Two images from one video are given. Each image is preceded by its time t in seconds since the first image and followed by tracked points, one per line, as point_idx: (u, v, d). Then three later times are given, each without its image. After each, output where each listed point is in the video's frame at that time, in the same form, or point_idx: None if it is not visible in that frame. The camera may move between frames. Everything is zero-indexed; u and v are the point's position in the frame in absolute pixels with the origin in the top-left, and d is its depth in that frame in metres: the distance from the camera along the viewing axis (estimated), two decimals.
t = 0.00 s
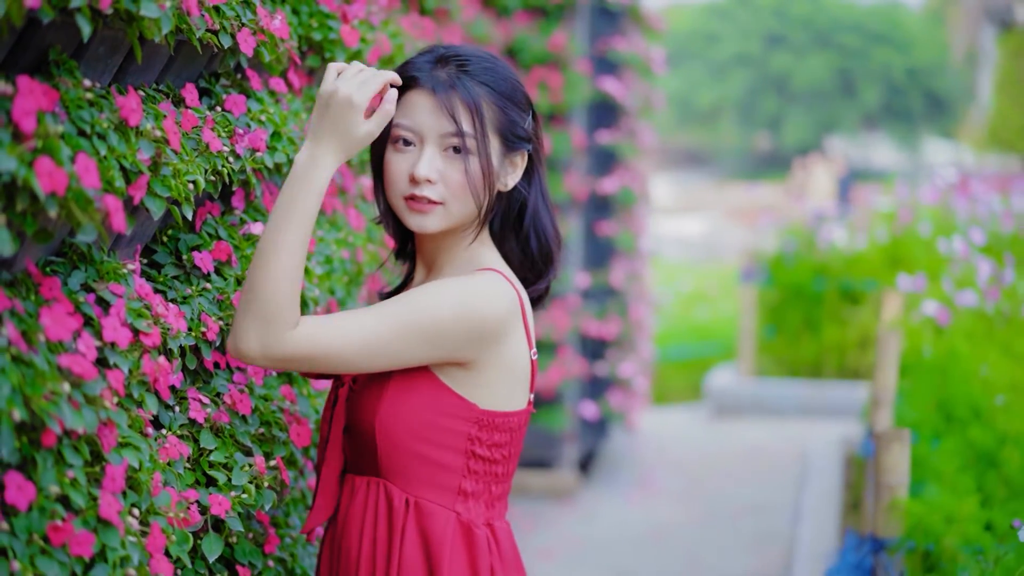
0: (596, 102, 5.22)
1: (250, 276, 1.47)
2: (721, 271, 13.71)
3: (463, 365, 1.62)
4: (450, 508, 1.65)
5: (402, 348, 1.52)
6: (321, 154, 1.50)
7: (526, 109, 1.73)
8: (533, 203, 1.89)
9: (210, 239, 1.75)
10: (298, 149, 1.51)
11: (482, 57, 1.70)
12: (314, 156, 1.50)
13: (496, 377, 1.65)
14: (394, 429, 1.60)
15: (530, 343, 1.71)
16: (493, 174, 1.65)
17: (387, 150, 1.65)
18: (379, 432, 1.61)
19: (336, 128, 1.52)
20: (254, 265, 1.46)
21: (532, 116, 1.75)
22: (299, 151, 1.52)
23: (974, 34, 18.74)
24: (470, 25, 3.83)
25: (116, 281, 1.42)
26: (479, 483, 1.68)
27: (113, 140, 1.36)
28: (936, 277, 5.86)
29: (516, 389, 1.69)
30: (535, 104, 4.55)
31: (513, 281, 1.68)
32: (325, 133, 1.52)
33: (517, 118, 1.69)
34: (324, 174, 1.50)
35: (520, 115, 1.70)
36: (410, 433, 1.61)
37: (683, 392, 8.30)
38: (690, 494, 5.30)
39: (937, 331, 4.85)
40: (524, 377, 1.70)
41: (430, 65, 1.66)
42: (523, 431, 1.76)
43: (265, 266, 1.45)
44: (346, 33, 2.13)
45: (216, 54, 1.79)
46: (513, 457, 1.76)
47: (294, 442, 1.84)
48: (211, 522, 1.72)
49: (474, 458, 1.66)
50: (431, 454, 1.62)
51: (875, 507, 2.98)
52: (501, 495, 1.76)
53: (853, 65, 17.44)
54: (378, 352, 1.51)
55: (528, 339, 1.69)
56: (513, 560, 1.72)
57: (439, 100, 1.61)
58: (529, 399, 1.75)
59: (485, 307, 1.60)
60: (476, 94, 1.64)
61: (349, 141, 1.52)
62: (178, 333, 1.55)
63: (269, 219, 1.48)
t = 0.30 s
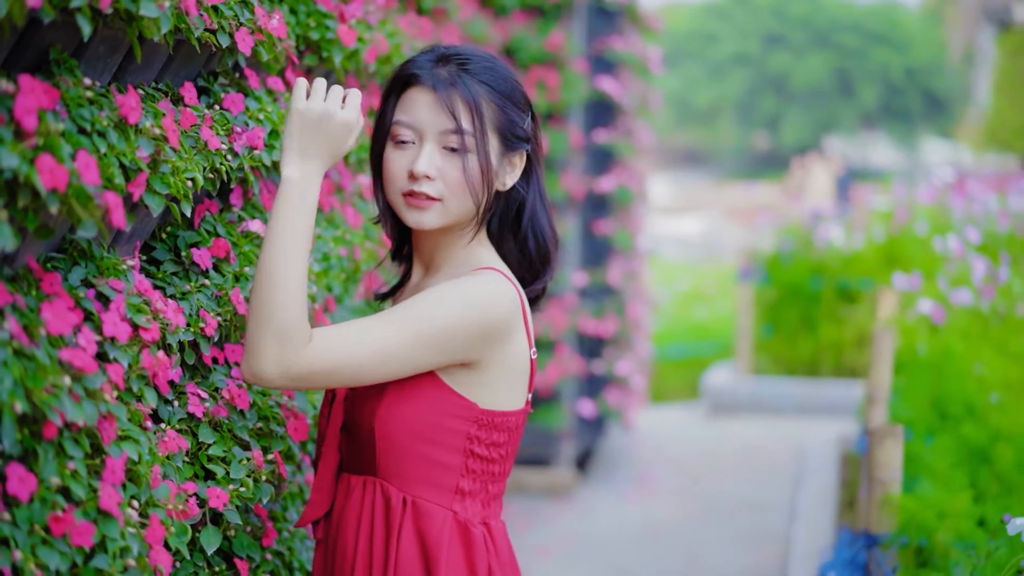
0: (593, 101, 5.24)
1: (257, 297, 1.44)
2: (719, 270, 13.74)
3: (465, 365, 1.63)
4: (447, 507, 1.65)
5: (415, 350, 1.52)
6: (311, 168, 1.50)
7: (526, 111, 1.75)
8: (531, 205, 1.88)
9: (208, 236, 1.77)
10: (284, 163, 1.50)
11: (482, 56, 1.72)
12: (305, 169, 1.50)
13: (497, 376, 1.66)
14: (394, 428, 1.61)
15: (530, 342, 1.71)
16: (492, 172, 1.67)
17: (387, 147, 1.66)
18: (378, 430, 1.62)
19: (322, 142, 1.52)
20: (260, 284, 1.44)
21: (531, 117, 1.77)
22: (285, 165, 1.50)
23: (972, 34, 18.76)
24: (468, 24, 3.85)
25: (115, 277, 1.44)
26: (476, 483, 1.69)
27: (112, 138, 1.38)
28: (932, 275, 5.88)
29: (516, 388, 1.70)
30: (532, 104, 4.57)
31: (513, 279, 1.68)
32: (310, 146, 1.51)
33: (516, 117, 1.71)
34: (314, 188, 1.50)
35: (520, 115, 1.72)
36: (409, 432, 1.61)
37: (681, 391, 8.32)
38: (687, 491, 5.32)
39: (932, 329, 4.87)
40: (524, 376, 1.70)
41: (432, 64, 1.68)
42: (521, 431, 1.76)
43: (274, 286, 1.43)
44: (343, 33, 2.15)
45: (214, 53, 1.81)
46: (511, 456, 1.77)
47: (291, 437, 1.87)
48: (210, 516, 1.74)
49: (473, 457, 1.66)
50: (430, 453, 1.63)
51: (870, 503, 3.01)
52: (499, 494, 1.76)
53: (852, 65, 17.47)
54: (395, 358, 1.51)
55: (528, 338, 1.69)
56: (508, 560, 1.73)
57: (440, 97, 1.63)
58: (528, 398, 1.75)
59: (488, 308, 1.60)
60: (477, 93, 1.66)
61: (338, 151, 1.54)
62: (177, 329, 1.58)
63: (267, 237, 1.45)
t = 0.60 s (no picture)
0: (591, 100, 5.26)
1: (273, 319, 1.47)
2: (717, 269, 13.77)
3: (470, 362, 1.64)
4: (448, 502, 1.66)
5: (426, 355, 1.54)
6: (326, 190, 1.53)
7: (525, 107, 1.76)
8: (529, 201, 1.90)
9: (207, 232, 1.79)
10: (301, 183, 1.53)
11: (483, 52, 1.74)
12: (322, 191, 1.53)
13: (499, 372, 1.68)
14: (396, 422, 1.63)
15: (530, 337, 1.73)
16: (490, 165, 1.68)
17: (387, 139, 1.69)
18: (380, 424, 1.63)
19: (340, 166, 1.55)
20: (277, 306, 1.47)
21: (531, 115, 1.78)
22: (302, 185, 1.53)
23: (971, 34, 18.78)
24: (466, 23, 3.87)
25: (115, 272, 1.47)
26: (476, 477, 1.70)
27: (112, 134, 1.41)
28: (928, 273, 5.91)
29: (516, 384, 1.71)
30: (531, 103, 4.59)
31: (513, 274, 1.70)
32: (331, 168, 1.55)
33: (515, 112, 1.72)
34: (328, 209, 1.53)
35: (519, 111, 1.74)
36: (410, 427, 1.63)
37: (679, 389, 8.35)
38: (685, 489, 5.35)
39: (928, 326, 4.89)
40: (524, 372, 1.72)
41: (432, 57, 1.70)
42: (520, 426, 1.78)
43: (290, 307, 1.46)
44: (340, 31, 2.17)
45: (213, 51, 1.83)
46: (510, 451, 1.78)
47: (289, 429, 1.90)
48: (209, 508, 1.76)
49: (473, 452, 1.68)
50: (432, 448, 1.64)
51: (864, 499, 3.03)
52: (498, 491, 1.77)
53: (851, 65, 17.50)
54: (405, 365, 1.53)
55: (529, 334, 1.71)
56: (508, 557, 1.74)
57: (440, 90, 1.65)
58: (528, 393, 1.77)
59: (492, 305, 1.61)
60: (476, 87, 1.67)
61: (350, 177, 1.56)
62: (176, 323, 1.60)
63: (284, 260, 1.48)
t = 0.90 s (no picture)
0: (588, 99, 5.28)
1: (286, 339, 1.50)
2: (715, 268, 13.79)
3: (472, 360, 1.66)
4: (447, 497, 1.67)
5: (432, 359, 1.56)
6: (352, 214, 1.58)
7: (523, 103, 1.78)
8: (526, 196, 1.90)
9: (206, 227, 1.81)
10: (328, 205, 1.57)
11: (480, 46, 1.76)
12: (348, 212, 1.58)
13: (500, 368, 1.68)
14: (397, 417, 1.64)
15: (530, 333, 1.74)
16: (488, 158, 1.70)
17: (385, 131, 1.71)
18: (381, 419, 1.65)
19: (367, 191, 1.60)
20: (292, 327, 1.50)
21: (529, 110, 1.80)
22: (329, 206, 1.58)
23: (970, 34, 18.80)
24: (464, 22, 3.89)
25: (115, 265, 1.49)
26: (476, 473, 1.71)
27: (113, 129, 1.43)
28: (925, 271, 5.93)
29: (517, 380, 1.72)
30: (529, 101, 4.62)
31: (513, 270, 1.71)
32: (359, 192, 1.59)
33: (512, 106, 1.74)
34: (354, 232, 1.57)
35: (516, 105, 1.75)
36: (411, 422, 1.64)
37: (677, 388, 8.37)
38: (682, 486, 5.37)
39: (924, 324, 4.91)
40: (524, 369, 1.73)
41: (430, 51, 1.72)
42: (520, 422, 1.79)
43: (306, 328, 1.49)
44: (338, 29, 2.19)
45: (212, 48, 1.85)
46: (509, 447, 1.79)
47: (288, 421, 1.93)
48: (209, 499, 1.79)
49: (474, 448, 1.69)
50: (432, 444, 1.65)
51: (857, 494, 3.05)
52: (498, 487, 1.78)
53: (850, 64, 17.52)
54: (411, 372, 1.55)
55: (529, 330, 1.72)
56: (507, 553, 1.75)
57: (438, 82, 1.67)
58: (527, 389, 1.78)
59: (494, 304, 1.62)
60: (473, 79, 1.69)
61: (378, 204, 1.61)
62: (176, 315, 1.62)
63: (303, 283, 1.52)
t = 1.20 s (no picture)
0: (586, 98, 5.30)
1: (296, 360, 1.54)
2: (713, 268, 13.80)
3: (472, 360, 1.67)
4: (444, 493, 1.69)
5: (434, 363, 1.59)
6: (367, 238, 1.61)
7: (520, 101, 1.80)
8: (525, 192, 1.92)
9: (206, 225, 1.83)
10: (344, 229, 1.61)
11: (477, 46, 1.78)
12: (364, 236, 1.61)
13: (500, 367, 1.70)
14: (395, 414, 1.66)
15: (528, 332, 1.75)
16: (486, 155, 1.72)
17: (384, 130, 1.73)
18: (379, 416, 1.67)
19: (383, 213, 1.63)
20: (303, 348, 1.54)
21: (526, 108, 1.82)
22: (345, 231, 1.61)
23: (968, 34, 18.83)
24: (463, 22, 3.91)
25: (117, 262, 1.51)
26: (473, 470, 1.73)
27: (116, 128, 1.45)
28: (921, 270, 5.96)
29: (515, 379, 1.74)
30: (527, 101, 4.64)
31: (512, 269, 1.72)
32: (374, 216, 1.63)
33: (509, 104, 1.76)
34: (370, 255, 1.61)
35: (513, 103, 1.77)
36: (409, 419, 1.66)
37: (674, 387, 8.39)
38: (680, 484, 5.39)
39: (919, 323, 4.94)
40: (522, 367, 1.74)
41: (428, 52, 1.74)
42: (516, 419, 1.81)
43: (315, 349, 1.53)
44: (337, 29, 2.21)
45: (212, 48, 1.88)
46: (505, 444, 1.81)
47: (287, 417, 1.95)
48: (210, 494, 1.82)
49: (471, 446, 1.70)
50: (429, 441, 1.67)
51: (851, 491, 3.08)
52: (494, 483, 1.80)
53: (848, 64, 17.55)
54: (413, 382, 1.58)
55: (529, 329, 1.73)
56: (503, 549, 1.77)
57: (436, 82, 1.69)
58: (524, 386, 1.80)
59: (493, 305, 1.63)
60: (470, 78, 1.71)
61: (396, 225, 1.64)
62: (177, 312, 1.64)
63: (314, 305, 1.55)
